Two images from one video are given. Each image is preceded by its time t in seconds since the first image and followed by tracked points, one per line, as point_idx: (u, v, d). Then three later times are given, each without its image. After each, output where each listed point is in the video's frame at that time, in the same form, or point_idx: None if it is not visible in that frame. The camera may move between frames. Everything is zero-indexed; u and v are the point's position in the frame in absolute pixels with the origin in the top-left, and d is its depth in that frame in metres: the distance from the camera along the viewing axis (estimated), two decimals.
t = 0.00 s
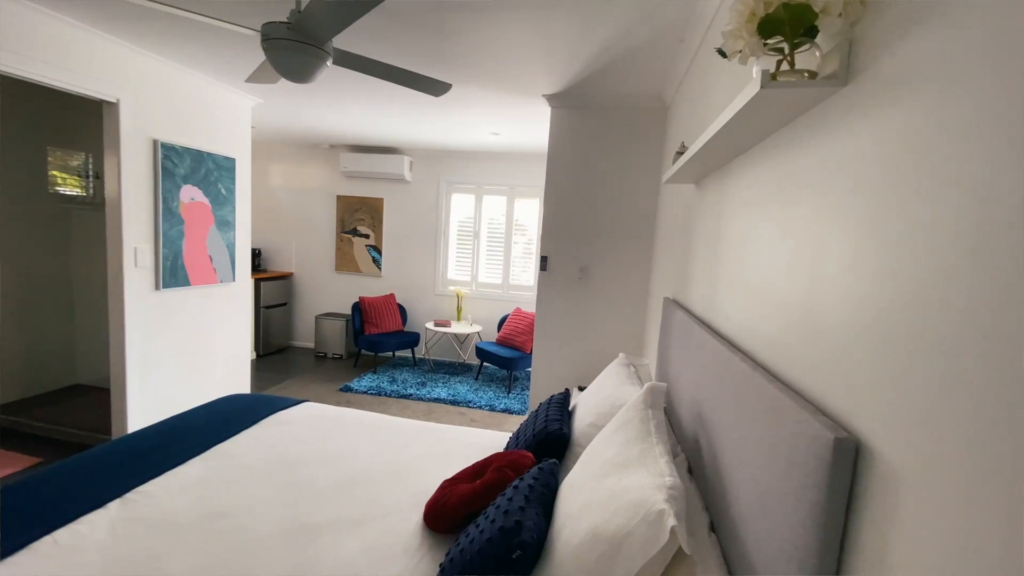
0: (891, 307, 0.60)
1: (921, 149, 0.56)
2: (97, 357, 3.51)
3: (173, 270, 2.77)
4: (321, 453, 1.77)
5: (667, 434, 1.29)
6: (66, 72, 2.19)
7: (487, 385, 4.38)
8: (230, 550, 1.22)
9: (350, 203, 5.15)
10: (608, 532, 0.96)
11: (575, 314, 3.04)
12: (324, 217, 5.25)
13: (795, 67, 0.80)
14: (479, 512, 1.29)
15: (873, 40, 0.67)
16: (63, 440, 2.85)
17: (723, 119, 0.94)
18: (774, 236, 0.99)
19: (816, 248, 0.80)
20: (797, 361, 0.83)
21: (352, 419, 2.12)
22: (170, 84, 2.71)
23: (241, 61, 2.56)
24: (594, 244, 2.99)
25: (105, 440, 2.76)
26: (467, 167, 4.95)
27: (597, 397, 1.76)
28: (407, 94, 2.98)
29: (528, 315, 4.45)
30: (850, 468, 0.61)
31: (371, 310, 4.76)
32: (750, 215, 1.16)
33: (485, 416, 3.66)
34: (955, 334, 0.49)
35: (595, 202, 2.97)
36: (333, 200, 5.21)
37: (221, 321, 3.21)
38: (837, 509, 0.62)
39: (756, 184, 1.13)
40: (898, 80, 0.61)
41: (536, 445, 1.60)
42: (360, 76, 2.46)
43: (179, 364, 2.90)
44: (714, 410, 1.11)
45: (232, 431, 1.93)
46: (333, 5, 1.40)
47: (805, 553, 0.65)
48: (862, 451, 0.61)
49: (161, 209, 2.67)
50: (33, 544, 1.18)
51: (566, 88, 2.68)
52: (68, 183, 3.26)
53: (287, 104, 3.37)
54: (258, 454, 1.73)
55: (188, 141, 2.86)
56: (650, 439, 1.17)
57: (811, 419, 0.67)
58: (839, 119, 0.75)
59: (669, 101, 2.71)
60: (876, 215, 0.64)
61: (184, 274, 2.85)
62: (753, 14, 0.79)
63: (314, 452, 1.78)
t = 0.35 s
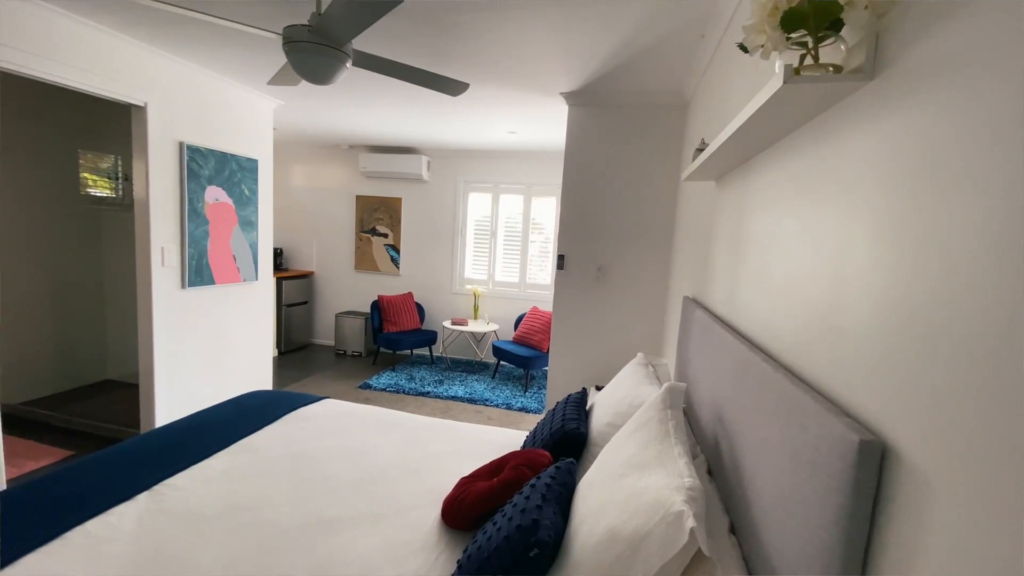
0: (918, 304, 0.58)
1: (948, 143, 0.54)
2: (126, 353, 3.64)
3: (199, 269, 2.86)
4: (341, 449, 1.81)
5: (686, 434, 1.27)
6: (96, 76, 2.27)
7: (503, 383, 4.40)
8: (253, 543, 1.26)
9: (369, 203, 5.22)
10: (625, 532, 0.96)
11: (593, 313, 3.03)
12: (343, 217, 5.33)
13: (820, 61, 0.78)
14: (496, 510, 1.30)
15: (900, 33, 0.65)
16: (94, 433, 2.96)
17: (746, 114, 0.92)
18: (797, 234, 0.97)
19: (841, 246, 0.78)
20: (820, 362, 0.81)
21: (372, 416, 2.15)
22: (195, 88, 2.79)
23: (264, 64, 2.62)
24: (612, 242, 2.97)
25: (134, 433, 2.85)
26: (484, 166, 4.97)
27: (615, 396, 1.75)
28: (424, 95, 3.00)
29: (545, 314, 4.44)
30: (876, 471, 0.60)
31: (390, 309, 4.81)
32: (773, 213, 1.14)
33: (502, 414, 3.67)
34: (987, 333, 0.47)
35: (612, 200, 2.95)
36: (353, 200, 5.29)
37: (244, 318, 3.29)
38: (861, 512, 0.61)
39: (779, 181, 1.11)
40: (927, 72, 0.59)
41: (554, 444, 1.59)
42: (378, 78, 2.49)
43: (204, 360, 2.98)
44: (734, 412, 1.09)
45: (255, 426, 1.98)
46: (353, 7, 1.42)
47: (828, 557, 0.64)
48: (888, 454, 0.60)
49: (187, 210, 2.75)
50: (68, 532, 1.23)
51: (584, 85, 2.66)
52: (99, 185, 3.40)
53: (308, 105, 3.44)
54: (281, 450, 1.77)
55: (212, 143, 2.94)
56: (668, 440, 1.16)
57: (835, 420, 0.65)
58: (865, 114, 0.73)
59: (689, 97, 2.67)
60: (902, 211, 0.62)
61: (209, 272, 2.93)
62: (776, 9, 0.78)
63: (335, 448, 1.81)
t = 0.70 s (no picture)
0: (946, 303, 0.56)
1: (979, 137, 0.52)
2: (152, 350, 3.76)
3: (221, 267, 2.93)
4: (359, 445, 1.83)
5: (705, 434, 1.26)
6: (123, 79, 2.34)
7: (519, 382, 4.40)
8: (275, 536, 1.29)
9: (386, 202, 5.28)
10: (643, 532, 0.95)
11: (610, 312, 3.01)
12: (361, 216, 5.40)
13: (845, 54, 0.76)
14: (511, 508, 1.30)
15: (929, 24, 0.63)
16: (122, 427, 3.06)
17: (767, 109, 0.90)
18: (820, 231, 0.95)
19: (865, 243, 0.76)
20: (844, 361, 0.80)
21: (389, 413, 2.18)
22: (217, 90, 2.86)
23: (285, 66, 2.66)
24: (629, 241, 2.94)
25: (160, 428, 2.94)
26: (500, 165, 4.97)
27: (632, 396, 1.74)
28: (440, 94, 3.02)
29: (560, 313, 4.43)
30: (903, 474, 0.58)
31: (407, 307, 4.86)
32: (795, 210, 1.12)
33: (517, 413, 3.68)
34: (1019, 333, 0.45)
35: (630, 198, 2.92)
36: (370, 199, 5.35)
37: (265, 316, 3.36)
38: (887, 517, 0.59)
39: (801, 177, 1.09)
40: (957, 64, 0.57)
41: (570, 442, 1.59)
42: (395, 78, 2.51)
43: (227, 357, 3.06)
44: (754, 412, 1.07)
45: (276, 422, 2.02)
46: (371, 8, 1.43)
47: (852, 561, 0.63)
48: (915, 457, 0.58)
49: (210, 209, 2.82)
50: (100, 522, 1.28)
51: (602, 82, 2.64)
52: (126, 186, 3.49)
53: (326, 106, 3.49)
54: (301, 445, 1.81)
55: (234, 144, 3.01)
56: (687, 440, 1.15)
57: (860, 422, 0.64)
58: (891, 108, 0.71)
59: (708, 93, 2.63)
60: (929, 207, 0.61)
61: (231, 271, 3.00)
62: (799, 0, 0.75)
63: (353, 444, 1.84)
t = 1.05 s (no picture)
0: (976, 302, 0.54)
1: (1013, 129, 0.50)
2: (176, 346, 3.87)
3: (242, 266, 2.99)
4: (377, 441, 1.86)
5: (723, 434, 1.24)
6: (147, 82, 2.40)
7: (534, 380, 4.40)
8: (294, 530, 1.31)
9: (402, 201, 5.32)
10: (660, 532, 0.95)
11: (626, 310, 2.98)
12: (378, 215, 5.45)
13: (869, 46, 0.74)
14: (527, 506, 1.31)
15: (959, 14, 0.61)
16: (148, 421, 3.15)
17: (788, 104, 0.88)
18: (843, 228, 0.93)
19: (890, 240, 0.74)
20: (868, 361, 0.78)
21: (406, 410, 2.20)
22: (237, 92, 2.91)
23: (304, 67, 2.70)
24: (646, 238, 2.91)
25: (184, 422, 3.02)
26: (516, 163, 4.97)
27: (648, 395, 1.73)
28: (456, 93, 3.03)
29: (576, 311, 4.41)
30: (930, 478, 0.57)
31: (423, 305, 4.90)
32: (817, 206, 1.09)
33: (533, 411, 3.68)
34: None
35: (646, 196, 2.89)
36: (387, 198, 5.40)
37: (285, 314, 3.43)
38: (913, 521, 0.57)
39: (824, 172, 1.06)
40: (988, 55, 0.55)
41: (586, 442, 1.59)
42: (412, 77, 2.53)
43: (247, 354, 3.12)
44: (774, 412, 1.05)
45: (295, 418, 2.06)
46: (387, 8, 1.44)
47: (876, 565, 0.61)
48: (943, 460, 0.57)
49: (231, 209, 2.88)
50: (127, 513, 1.32)
51: (618, 78, 2.61)
52: (152, 186, 3.59)
53: (343, 106, 3.53)
54: (319, 441, 1.84)
55: (254, 144, 3.06)
56: (704, 440, 1.13)
57: (885, 423, 0.62)
58: (919, 101, 0.69)
59: (727, 87, 2.59)
60: (958, 203, 0.59)
61: (251, 269, 3.07)
62: None
63: (371, 441, 1.86)
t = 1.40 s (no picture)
0: (1006, 300, 0.52)
1: None
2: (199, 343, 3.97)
3: (262, 264, 3.06)
4: (394, 438, 1.88)
5: (742, 434, 1.22)
6: (171, 85, 2.47)
7: (550, 378, 4.40)
8: (312, 524, 1.34)
9: (418, 200, 5.36)
10: (677, 533, 0.94)
11: (642, 309, 2.96)
12: (394, 214, 5.51)
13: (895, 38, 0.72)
14: (542, 504, 1.31)
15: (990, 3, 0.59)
16: (173, 416, 3.24)
17: (811, 98, 0.87)
18: (867, 225, 0.90)
19: (916, 236, 0.72)
20: (893, 360, 0.76)
21: (422, 407, 2.22)
22: (257, 93, 2.97)
23: (322, 67, 2.74)
24: (663, 236, 2.88)
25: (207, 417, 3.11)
26: (531, 161, 4.96)
27: (665, 394, 1.71)
28: (471, 91, 3.04)
29: (592, 310, 4.39)
30: (958, 481, 0.55)
31: (439, 303, 4.93)
32: (839, 202, 1.07)
33: (548, 409, 3.68)
34: None
35: (664, 193, 2.86)
36: (403, 197, 5.45)
37: (304, 312, 3.49)
38: (939, 525, 0.56)
39: (847, 167, 1.04)
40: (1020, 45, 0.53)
41: (601, 440, 1.58)
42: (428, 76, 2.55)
43: (268, 350, 3.19)
44: (794, 412, 1.04)
45: (314, 414, 2.10)
46: (404, 8, 1.45)
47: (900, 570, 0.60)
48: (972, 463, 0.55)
49: (252, 209, 2.95)
50: (153, 504, 1.37)
51: (635, 74, 2.59)
52: (175, 187, 3.66)
53: (361, 106, 3.57)
54: (338, 437, 1.87)
55: (274, 145, 3.12)
56: (723, 440, 1.12)
57: (911, 424, 0.61)
58: (946, 93, 0.67)
59: (747, 82, 2.54)
60: (987, 197, 0.57)
61: (271, 268, 3.13)
62: None
63: (388, 437, 1.89)
